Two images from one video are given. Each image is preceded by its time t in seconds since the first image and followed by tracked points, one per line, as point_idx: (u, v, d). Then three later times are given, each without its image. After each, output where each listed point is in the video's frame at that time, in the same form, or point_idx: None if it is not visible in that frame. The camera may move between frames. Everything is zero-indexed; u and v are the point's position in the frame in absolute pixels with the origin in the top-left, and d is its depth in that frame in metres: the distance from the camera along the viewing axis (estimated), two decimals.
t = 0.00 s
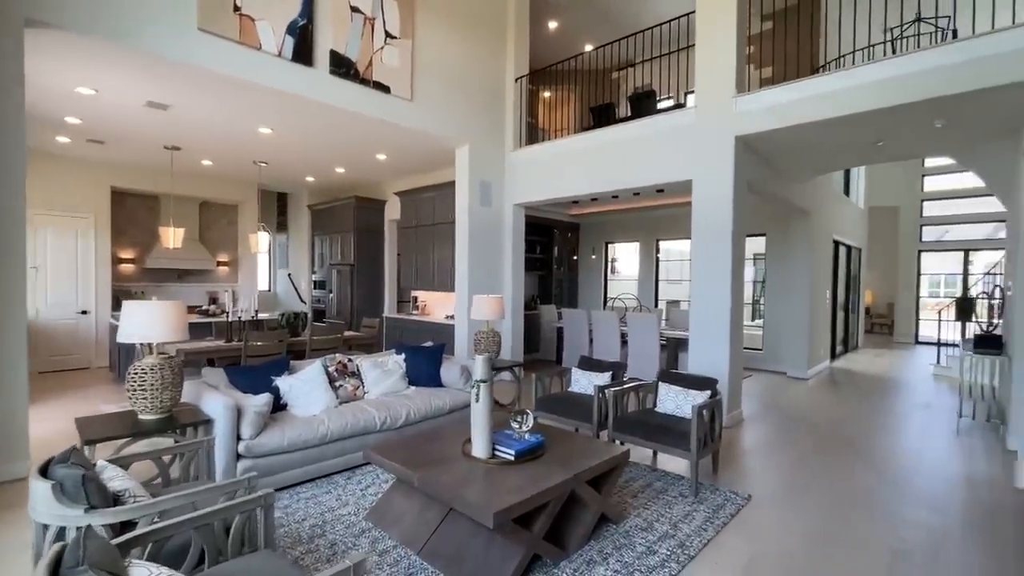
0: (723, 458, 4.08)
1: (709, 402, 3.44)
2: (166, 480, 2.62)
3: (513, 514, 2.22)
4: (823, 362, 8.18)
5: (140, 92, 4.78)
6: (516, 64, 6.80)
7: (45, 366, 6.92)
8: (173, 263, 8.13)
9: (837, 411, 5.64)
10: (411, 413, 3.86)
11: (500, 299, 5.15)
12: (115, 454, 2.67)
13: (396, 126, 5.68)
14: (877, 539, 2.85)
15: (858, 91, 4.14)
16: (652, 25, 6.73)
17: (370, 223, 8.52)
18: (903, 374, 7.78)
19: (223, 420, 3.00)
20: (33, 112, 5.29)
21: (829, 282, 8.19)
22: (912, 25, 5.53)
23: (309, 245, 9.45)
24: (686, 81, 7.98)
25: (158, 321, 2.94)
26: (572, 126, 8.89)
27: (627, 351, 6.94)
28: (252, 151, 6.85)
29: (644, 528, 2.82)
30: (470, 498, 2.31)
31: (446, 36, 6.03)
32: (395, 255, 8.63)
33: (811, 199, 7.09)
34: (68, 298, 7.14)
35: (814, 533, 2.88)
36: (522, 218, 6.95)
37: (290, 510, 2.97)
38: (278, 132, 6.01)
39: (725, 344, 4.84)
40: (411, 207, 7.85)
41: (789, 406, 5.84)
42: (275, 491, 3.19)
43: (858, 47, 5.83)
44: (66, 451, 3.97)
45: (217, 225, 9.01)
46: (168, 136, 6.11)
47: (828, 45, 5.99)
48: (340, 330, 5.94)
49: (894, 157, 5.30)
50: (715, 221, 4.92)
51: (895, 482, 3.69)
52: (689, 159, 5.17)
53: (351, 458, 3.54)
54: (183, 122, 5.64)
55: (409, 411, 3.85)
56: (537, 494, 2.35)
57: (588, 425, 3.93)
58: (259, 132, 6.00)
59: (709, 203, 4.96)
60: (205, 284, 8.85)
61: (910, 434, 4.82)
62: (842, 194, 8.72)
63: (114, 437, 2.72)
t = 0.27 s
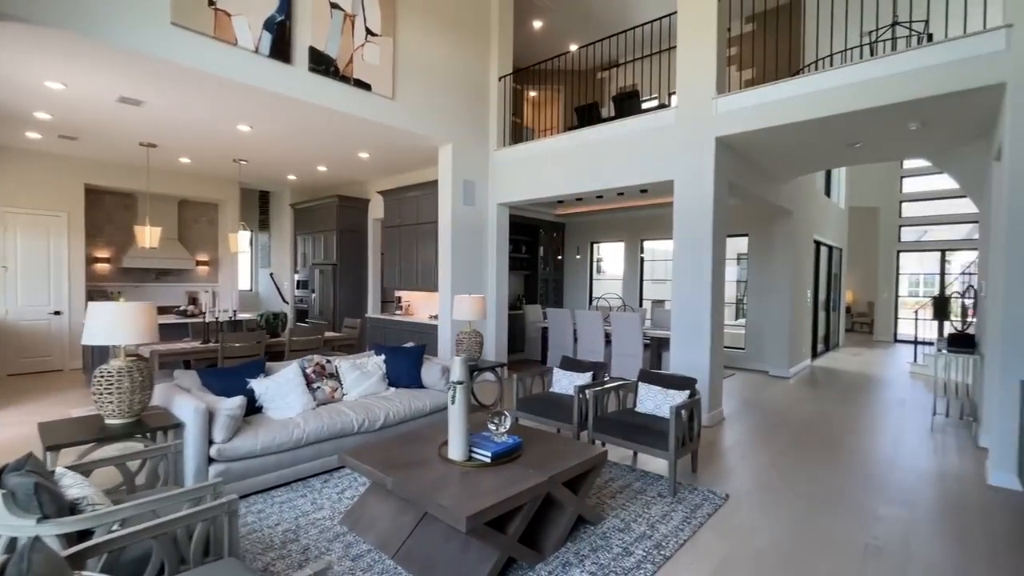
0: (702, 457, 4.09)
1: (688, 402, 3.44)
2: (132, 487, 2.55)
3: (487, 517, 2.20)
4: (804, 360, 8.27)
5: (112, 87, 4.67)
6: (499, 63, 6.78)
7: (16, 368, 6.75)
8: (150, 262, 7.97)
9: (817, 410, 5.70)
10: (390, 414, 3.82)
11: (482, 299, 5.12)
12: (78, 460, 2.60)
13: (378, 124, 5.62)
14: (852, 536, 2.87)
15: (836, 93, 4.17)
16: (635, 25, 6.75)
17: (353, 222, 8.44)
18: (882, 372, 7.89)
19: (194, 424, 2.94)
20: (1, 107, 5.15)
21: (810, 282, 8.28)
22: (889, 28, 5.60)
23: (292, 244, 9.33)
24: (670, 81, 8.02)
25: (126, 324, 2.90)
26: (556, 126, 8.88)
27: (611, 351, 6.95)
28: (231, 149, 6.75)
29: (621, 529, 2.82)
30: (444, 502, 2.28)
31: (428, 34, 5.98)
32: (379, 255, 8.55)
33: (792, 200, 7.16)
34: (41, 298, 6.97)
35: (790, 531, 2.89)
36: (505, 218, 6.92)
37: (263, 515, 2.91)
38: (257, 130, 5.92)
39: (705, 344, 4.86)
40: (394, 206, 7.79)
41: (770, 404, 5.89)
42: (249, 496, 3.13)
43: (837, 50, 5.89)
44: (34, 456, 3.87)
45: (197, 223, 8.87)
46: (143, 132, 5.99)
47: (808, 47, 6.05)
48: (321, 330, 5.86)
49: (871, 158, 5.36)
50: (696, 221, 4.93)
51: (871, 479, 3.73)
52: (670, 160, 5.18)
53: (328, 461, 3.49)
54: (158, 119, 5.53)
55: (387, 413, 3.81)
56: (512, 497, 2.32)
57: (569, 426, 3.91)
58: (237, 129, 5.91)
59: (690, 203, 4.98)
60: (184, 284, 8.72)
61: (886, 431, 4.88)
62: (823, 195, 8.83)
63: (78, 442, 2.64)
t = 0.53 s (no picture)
0: (685, 457, 4.09)
1: (669, 402, 3.43)
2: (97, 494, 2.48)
3: (462, 521, 2.16)
4: (788, 359, 8.33)
5: (85, 81, 4.56)
6: (484, 62, 6.74)
7: None
8: (129, 261, 7.82)
9: (799, 408, 5.74)
10: (369, 416, 3.77)
11: (466, 299, 5.08)
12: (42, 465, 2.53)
13: (360, 122, 5.55)
14: (831, 535, 2.88)
15: (816, 94, 4.20)
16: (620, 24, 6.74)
17: (337, 221, 8.35)
18: (864, 371, 7.98)
19: (165, 428, 2.87)
20: None
21: (794, 281, 8.36)
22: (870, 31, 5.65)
23: (275, 243, 9.21)
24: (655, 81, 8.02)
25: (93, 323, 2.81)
26: (543, 126, 8.85)
27: (596, 351, 6.94)
28: (211, 146, 6.64)
29: (601, 531, 2.79)
30: (419, 506, 2.24)
31: (412, 31, 5.92)
32: (364, 254, 8.47)
33: (776, 200, 7.21)
34: (13, 298, 6.80)
35: (770, 531, 2.89)
36: (491, 217, 6.88)
37: (236, 521, 2.85)
38: (237, 126, 5.82)
39: (689, 343, 4.87)
40: (378, 205, 7.72)
41: (753, 403, 5.92)
42: (222, 501, 3.06)
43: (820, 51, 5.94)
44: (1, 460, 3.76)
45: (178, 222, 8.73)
46: (119, 128, 5.87)
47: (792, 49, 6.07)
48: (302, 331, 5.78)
49: (852, 159, 5.41)
50: (680, 221, 4.93)
51: (850, 478, 3.75)
52: (653, 159, 5.18)
53: (305, 464, 3.43)
54: (134, 114, 5.41)
55: (367, 415, 3.77)
56: (488, 500, 2.29)
57: (551, 426, 3.89)
58: (216, 126, 5.81)
59: (674, 203, 4.98)
60: (164, 283, 8.59)
61: (867, 430, 4.92)
62: (807, 195, 8.90)
63: (43, 447, 2.58)
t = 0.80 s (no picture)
0: (675, 457, 4.07)
1: (659, 402, 3.40)
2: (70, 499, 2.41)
3: (447, 525, 2.12)
4: (778, 359, 8.36)
5: (64, 75, 4.47)
6: (475, 59, 6.70)
7: None
8: (112, 260, 7.69)
9: (789, 407, 5.75)
10: (356, 418, 3.72)
11: (455, 299, 5.04)
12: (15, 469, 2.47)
13: (348, 119, 5.49)
14: (821, 535, 2.86)
15: (806, 93, 4.19)
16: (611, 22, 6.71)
17: (326, 220, 8.26)
18: (854, 370, 8.01)
19: (144, 431, 2.81)
20: None
21: (784, 281, 8.38)
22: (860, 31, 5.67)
23: (264, 242, 9.10)
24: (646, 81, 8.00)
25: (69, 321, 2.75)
26: (535, 124, 8.81)
27: (587, 350, 6.92)
28: (197, 143, 6.54)
29: (590, 533, 2.75)
30: (403, 509, 2.19)
31: (401, 27, 5.86)
32: (354, 254, 8.39)
33: (766, 199, 7.22)
34: None
35: (759, 531, 2.86)
36: (481, 216, 6.83)
37: (217, 525, 2.78)
38: (222, 123, 5.74)
39: (679, 343, 4.85)
40: (368, 203, 7.64)
41: (743, 402, 5.92)
42: (204, 505, 3.00)
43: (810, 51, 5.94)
44: None
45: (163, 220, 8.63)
46: (102, 124, 5.77)
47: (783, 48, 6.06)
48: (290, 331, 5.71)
49: (842, 159, 5.41)
50: (670, 220, 4.91)
51: (840, 477, 3.74)
52: (643, 158, 5.16)
53: (290, 467, 3.37)
54: (116, 109, 5.32)
55: (353, 416, 3.72)
56: (474, 503, 2.24)
57: (541, 427, 3.85)
58: (202, 123, 5.72)
59: (664, 202, 4.97)
60: (149, 282, 8.48)
61: (856, 429, 4.93)
62: (797, 195, 8.93)
63: (17, 450, 2.52)
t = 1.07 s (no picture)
0: (675, 459, 4.00)
1: (660, 404, 3.33)
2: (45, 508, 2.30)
3: (440, 533, 2.04)
4: (778, 358, 8.30)
5: (52, 69, 4.38)
6: (472, 56, 6.61)
7: None
8: (104, 259, 7.58)
9: (789, 408, 5.69)
10: (349, 420, 3.63)
11: (452, 298, 4.95)
12: None
13: (342, 115, 5.40)
14: (827, 539, 2.79)
15: (808, 88, 4.12)
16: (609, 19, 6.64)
17: (321, 219, 8.17)
18: (853, 369, 7.96)
19: (128, 435, 2.72)
20: None
21: (784, 280, 8.32)
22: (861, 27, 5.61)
23: (258, 241, 8.99)
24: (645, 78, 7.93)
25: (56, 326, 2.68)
26: (533, 122, 8.73)
27: (586, 350, 6.85)
28: (189, 140, 6.45)
29: (589, 540, 2.68)
30: (395, 517, 2.11)
31: (396, 22, 5.76)
32: (349, 253, 8.29)
33: (765, 198, 7.17)
34: None
35: (763, 536, 2.79)
36: (479, 214, 6.75)
37: (205, 532, 2.70)
38: (215, 119, 5.64)
39: (679, 343, 4.78)
40: (364, 202, 7.55)
41: (744, 402, 5.86)
42: (192, 510, 2.92)
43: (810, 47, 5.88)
44: None
45: (156, 219, 8.53)
46: (92, 120, 5.68)
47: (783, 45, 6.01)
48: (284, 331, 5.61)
49: (843, 156, 5.36)
50: (670, 218, 4.84)
51: (844, 479, 3.67)
52: (643, 155, 5.09)
53: (282, 470, 3.29)
54: (106, 104, 5.22)
55: (347, 418, 3.63)
56: (470, 510, 2.16)
57: (539, 429, 3.77)
58: (194, 119, 5.63)
59: (663, 199, 4.89)
60: (141, 282, 8.38)
61: (858, 430, 4.87)
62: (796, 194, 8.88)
63: None
